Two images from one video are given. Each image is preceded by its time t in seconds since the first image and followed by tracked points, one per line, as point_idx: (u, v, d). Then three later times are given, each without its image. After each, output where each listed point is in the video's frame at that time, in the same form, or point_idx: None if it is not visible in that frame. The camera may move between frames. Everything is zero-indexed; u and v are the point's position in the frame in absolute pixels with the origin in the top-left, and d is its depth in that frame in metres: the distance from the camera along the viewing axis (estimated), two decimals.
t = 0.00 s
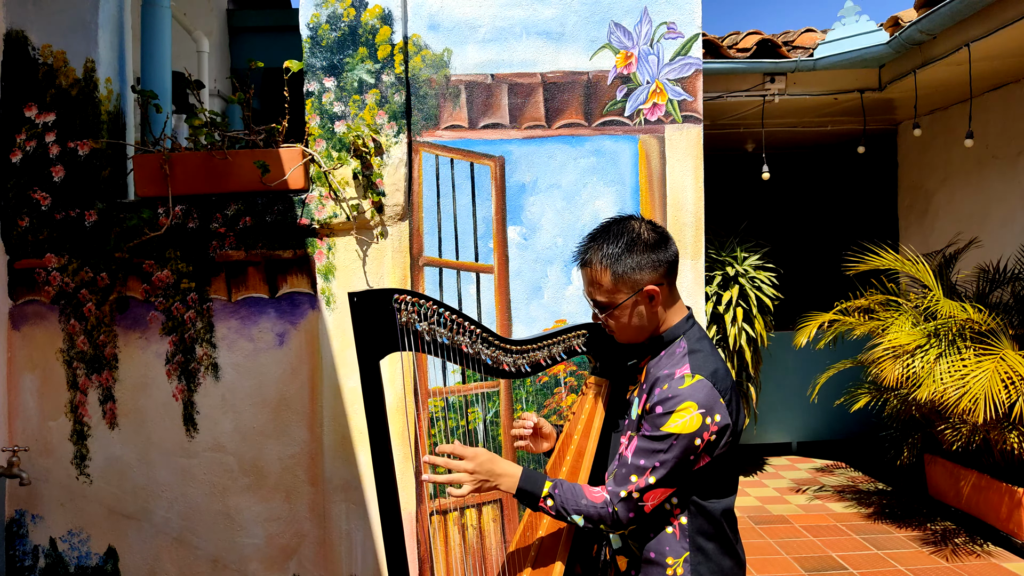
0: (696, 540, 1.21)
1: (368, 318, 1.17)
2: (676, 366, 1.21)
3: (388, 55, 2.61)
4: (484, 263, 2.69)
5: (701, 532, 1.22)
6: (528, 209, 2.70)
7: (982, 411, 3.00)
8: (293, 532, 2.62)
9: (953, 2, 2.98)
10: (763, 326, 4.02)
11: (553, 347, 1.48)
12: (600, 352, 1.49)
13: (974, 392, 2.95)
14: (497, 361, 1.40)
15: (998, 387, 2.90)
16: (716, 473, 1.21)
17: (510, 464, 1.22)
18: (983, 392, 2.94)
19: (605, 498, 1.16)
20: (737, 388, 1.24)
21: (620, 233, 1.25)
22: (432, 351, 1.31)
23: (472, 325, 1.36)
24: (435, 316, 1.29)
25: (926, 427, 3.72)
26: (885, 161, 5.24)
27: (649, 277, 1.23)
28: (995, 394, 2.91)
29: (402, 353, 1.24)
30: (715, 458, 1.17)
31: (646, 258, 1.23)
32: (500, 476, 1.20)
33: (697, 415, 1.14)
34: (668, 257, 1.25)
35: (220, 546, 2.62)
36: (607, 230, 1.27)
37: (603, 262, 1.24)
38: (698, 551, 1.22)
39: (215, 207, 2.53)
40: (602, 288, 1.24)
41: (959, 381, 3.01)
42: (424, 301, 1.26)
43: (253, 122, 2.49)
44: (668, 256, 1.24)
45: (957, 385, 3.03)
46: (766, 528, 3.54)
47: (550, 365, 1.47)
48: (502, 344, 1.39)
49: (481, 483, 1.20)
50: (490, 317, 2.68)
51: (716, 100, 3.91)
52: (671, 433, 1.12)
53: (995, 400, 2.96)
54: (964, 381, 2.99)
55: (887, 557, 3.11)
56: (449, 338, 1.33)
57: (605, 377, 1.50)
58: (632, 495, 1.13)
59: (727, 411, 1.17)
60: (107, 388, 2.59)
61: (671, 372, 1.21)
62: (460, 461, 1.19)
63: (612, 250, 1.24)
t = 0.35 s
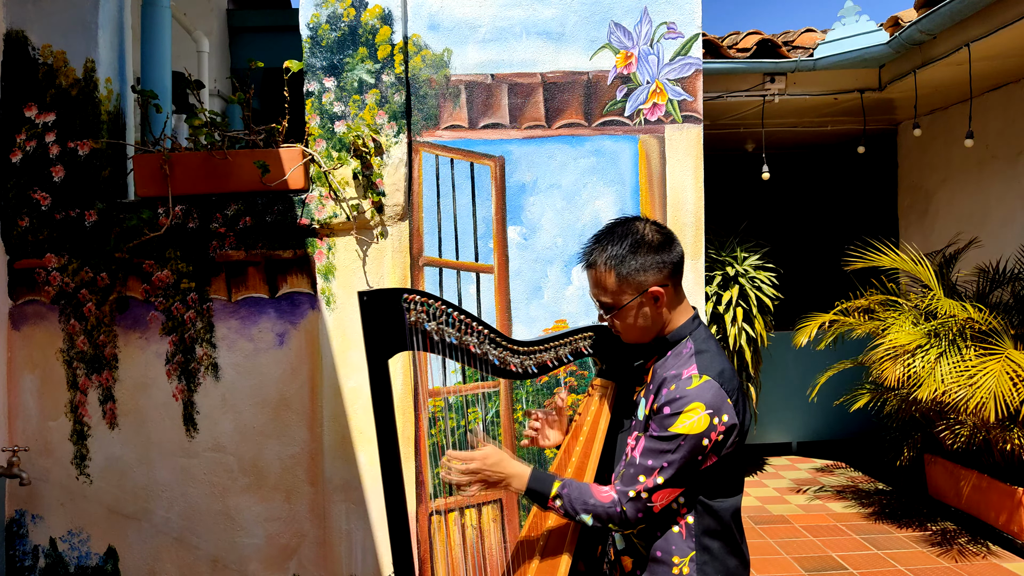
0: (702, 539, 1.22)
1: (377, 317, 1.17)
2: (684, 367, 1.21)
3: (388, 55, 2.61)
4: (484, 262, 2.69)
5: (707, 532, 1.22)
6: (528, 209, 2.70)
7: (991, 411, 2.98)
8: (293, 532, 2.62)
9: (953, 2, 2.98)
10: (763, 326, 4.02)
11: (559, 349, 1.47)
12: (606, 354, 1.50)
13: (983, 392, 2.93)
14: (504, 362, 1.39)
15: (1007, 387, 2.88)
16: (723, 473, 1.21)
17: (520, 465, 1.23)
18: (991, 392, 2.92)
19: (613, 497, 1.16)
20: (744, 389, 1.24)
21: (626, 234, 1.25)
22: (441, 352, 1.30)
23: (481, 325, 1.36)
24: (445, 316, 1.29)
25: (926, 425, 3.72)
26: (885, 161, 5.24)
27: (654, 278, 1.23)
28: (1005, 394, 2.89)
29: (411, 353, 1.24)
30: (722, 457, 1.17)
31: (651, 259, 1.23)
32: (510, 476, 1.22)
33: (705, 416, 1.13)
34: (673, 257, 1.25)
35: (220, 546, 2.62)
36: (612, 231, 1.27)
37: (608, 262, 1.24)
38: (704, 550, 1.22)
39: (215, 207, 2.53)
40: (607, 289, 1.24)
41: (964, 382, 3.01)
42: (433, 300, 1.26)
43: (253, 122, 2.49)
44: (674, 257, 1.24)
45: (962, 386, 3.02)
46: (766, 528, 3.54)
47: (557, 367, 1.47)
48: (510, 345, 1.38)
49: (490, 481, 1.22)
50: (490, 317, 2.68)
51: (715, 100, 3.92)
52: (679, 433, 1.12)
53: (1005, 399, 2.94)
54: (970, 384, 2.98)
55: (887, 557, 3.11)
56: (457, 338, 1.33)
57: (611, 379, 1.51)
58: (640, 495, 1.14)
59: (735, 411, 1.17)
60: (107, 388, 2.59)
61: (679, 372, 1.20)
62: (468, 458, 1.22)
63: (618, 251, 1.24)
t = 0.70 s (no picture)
0: (710, 533, 1.21)
1: (384, 317, 1.17)
2: (686, 361, 1.22)
3: (388, 55, 2.61)
4: (484, 263, 2.70)
5: (715, 526, 1.22)
6: (528, 209, 2.70)
7: (995, 411, 2.98)
8: (293, 532, 2.62)
9: (953, 2, 2.98)
10: (763, 326, 4.01)
11: (563, 350, 1.47)
12: (610, 355, 1.50)
13: (987, 393, 2.93)
14: (509, 363, 1.40)
15: (1011, 388, 2.88)
16: (728, 466, 1.21)
17: (537, 463, 1.23)
18: (995, 392, 2.92)
19: (631, 494, 1.16)
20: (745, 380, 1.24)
21: (630, 238, 1.25)
22: (446, 352, 1.30)
23: (486, 326, 1.36)
24: (450, 316, 1.28)
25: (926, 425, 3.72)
26: (885, 161, 5.24)
27: (656, 283, 1.22)
28: (1009, 395, 2.89)
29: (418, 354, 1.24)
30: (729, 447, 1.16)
31: (654, 264, 1.23)
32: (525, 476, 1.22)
33: (710, 405, 1.13)
34: (676, 262, 1.25)
35: (220, 546, 2.62)
36: (616, 235, 1.27)
37: (612, 267, 1.24)
38: (712, 544, 1.21)
39: (215, 207, 2.53)
40: (609, 293, 1.25)
41: (966, 383, 3.01)
42: (440, 300, 1.25)
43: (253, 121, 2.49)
44: (677, 262, 1.24)
45: (963, 387, 3.02)
46: (766, 528, 3.54)
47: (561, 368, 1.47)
48: (515, 346, 1.39)
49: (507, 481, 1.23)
50: (490, 317, 2.69)
51: (715, 100, 3.91)
52: (685, 425, 1.12)
53: (1008, 399, 2.93)
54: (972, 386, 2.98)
55: (887, 557, 3.11)
56: (462, 338, 1.32)
57: (614, 380, 1.51)
58: (655, 491, 1.13)
59: (738, 401, 1.17)
60: (107, 388, 2.59)
61: (682, 366, 1.21)
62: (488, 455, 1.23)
63: (621, 255, 1.23)
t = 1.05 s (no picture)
0: (708, 535, 1.21)
1: (382, 317, 1.17)
2: (684, 362, 1.22)
3: (388, 55, 2.61)
4: (484, 263, 2.70)
5: (712, 528, 1.22)
6: (528, 209, 2.70)
7: (991, 411, 2.98)
8: (293, 532, 2.62)
9: (953, 2, 2.98)
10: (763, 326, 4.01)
11: (563, 350, 1.47)
12: (609, 355, 1.50)
13: (983, 392, 2.93)
14: (508, 363, 1.39)
15: (1009, 387, 2.88)
16: (727, 468, 1.21)
17: (537, 461, 1.23)
18: (992, 392, 2.92)
19: (631, 497, 1.15)
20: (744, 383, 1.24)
21: (631, 234, 1.25)
22: (444, 351, 1.30)
23: (485, 326, 1.35)
24: (448, 316, 1.29)
25: (926, 425, 3.72)
26: (885, 161, 5.24)
27: (653, 280, 1.22)
28: (1005, 394, 2.90)
29: (415, 353, 1.24)
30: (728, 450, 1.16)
31: (653, 261, 1.23)
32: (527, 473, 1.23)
33: (707, 408, 1.13)
34: (675, 262, 1.25)
35: (220, 546, 2.62)
36: (617, 230, 1.27)
37: (611, 261, 1.24)
38: (711, 546, 1.21)
39: (215, 207, 2.53)
40: (606, 287, 1.24)
41: (965, 382, 3.01)
42: (438, 300, 1.25)
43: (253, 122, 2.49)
44: (677, 261, 1.24)
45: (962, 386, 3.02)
46: (766, 528, 3.54)
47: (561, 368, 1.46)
48: (514, 346, 1.38)
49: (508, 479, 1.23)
50: (490, 317, 2.69)
51: (716, 100, 3.91)
52: (683, 429, 1.12)
53: (1005, 399, 2.94)
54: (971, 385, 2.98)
55: (887, 557, 3.11)
56: (460, 338, 1.33)
57: (613, 380, 1.52)
58: (653, 496, 1.13)
59: (736, 403, 1.17)
60: (107, 388, 2.59)
61: (680, 368, 1.21)
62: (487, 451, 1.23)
63: (621, 250, 1.24)
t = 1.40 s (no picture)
0: (704, 537, 1.21)
1: (378, 317, 1.16)
2: (679, 365, 1.21)
3: (388, 55, 2.61)
4: (484, 262, 2.69)
5: (707, 530, 1.21)
6: (528, 209, 2.70)
7: (991, 411, 2.98)
8: (293, 532, 2.62)
9: (953, 2, 2.98)
10: (763, 326, 4.02)
11: (560, 349, 1.48)
12: (606, 354, 1.51)
13: (983, 391, 2.94)
14: (505, 362, 1.40)
15: (1009, 387, 2.88)
16: (723, 471, 1.21)
17: (534, 462, 1.24)
18: (991, 391, 2.93)
19: (625, 500, 1.15)
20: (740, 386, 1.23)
21: (625, 235, 1.25)
22: (441, 351, 1.30)
23: (481, 326, 1.36)
24: (444, 316, 1.29)
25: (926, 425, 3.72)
26: (885, 161, 5.24)
27: (649, 281, 1.22)
28: (1005, 394, 2.90)
29: (411, 353, 1.23)
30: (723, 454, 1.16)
31: (647, 262, 1.23)
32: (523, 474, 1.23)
33: (701, 413, 1.13)
34: (670, 262, 1.24)
35: (220, 546, 2.62)
36: (612, 231, 1.27)
37: (606, 262, 1.24)
38: (706, 549, 1.21)
39: (215, 207, 2.53)
40: (602, 288, 1.24)
41: (964, 381, 3.02)
42: (434, 300, 1.25)
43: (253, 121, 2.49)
44: (672, 261, 1.24)
45: (962, 386, 3.02)
46: (766, 528, 3.54)
47: (557, 366, 1.48)
48: (510, 345, 1.39)
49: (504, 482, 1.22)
50: (490, 317, 2.69)
51: (715, 100, 3.92)
52: (677, 433, 1.12)
53: (1005, 398, 2.94)
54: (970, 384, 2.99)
55: (888, 557, 3.11)
56: (457, 338, 1.33)
57: (611, 379, 1.52)
58: (648, 499, 1.13)
59: (731, 407, 1.16)
60: (107, 388, 2.59)
61: (675, 371, 1.20)
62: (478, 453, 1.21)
63: (616, 251, 1.24)
